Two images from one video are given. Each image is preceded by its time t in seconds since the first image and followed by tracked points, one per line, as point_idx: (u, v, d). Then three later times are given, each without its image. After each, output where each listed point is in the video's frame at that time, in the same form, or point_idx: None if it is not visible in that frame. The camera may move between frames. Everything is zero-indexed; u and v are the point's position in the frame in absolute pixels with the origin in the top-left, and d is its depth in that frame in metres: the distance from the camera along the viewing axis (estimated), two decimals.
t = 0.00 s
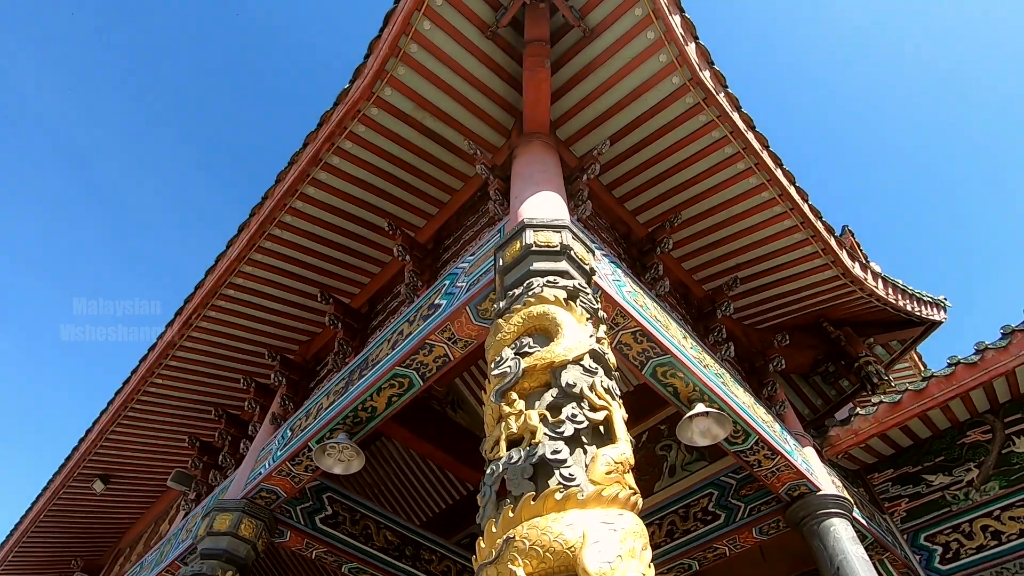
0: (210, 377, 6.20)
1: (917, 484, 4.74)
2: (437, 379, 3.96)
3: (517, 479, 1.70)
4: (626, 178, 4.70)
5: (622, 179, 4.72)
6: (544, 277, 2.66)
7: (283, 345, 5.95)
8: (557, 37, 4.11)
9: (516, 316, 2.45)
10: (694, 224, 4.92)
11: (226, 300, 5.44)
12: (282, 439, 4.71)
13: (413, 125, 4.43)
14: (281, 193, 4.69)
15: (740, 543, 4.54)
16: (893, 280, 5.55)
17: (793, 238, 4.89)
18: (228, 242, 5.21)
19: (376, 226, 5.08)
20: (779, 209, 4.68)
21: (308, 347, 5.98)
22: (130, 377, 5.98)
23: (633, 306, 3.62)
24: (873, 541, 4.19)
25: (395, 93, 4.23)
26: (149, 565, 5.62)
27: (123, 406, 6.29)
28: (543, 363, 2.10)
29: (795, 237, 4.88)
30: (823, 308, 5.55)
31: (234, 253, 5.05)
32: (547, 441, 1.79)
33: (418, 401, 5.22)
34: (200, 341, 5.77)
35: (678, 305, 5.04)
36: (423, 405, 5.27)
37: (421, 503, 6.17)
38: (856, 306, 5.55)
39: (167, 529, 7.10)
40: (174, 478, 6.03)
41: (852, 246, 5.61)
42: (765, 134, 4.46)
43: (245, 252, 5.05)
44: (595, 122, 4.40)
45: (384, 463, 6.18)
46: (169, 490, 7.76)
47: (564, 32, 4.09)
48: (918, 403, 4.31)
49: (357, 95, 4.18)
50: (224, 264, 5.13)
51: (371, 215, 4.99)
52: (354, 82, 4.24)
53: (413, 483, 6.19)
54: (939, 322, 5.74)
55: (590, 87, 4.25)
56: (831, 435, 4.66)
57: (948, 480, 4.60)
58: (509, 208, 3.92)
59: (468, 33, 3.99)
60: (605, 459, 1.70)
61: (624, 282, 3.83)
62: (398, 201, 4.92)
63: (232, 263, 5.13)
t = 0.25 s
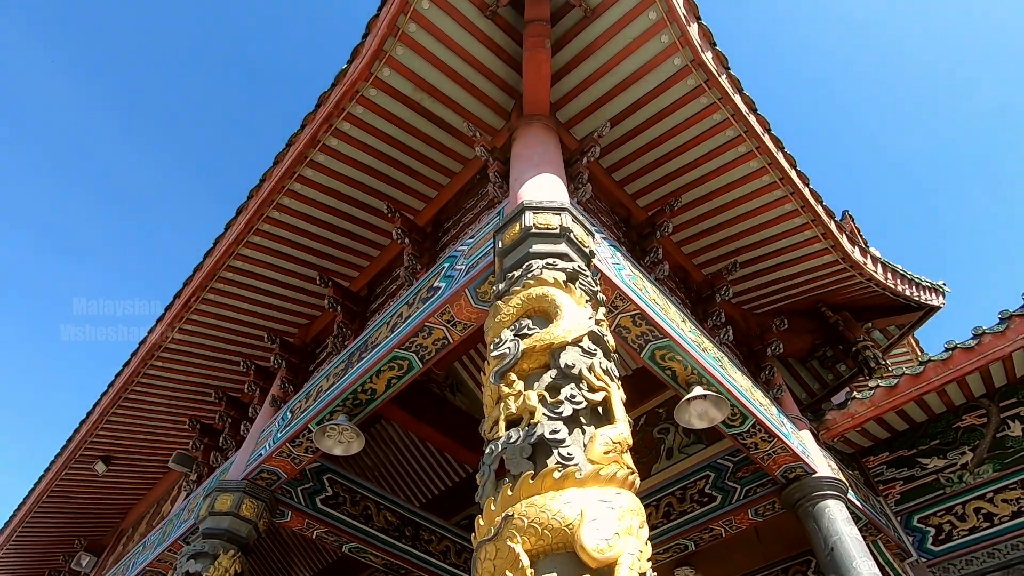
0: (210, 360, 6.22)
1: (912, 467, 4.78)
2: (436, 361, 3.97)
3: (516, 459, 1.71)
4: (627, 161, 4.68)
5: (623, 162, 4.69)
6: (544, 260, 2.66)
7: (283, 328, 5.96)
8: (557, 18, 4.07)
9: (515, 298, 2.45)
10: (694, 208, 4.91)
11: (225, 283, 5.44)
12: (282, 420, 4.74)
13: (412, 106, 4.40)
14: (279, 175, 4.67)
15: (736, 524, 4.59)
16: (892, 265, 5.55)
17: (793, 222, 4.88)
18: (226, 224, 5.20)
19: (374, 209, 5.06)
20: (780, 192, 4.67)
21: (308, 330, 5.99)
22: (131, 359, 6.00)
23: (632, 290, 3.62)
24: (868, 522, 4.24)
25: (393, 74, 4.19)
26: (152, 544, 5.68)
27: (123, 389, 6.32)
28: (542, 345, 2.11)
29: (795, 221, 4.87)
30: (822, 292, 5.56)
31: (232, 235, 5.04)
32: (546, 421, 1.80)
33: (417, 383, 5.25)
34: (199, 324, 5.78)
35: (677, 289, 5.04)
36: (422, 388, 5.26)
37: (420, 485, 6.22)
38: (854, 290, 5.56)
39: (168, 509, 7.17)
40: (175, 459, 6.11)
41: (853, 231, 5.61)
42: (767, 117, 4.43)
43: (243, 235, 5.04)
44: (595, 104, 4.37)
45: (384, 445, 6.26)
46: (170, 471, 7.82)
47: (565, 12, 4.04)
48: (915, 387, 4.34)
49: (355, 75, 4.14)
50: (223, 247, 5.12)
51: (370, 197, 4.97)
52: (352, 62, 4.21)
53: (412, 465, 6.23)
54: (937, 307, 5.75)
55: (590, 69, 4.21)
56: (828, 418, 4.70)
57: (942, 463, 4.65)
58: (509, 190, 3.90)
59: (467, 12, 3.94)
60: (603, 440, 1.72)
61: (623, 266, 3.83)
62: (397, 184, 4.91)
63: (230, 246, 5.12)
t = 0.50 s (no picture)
0: (209, 343, 6.23)
1: (907, 451, 4.83)
2: (435, 344, 3.98)
3: (514, 438, 1.73)
4: (627, 144, 4.66)
5: (623, 146, 4.67)
6: (543, 242, 2.65)
7: (282, 311, 5.96)
8: None
9: (514, 280, 2.45)
10: (694, 192, 4.90)
11: (223, 266, 5.43)
12: (282, 403, 4.77)
13: (410, 87, 4.36)
14: (276, 157, 4.64)
15: (731, 506, 4.64)
16: (891, 250, 5.55)
17: (793, 206, 4.87)
18: (224, 207, 5.18)
19: (373, 192, 5.04)
20: (780, 176, 4.65)
21: (307, 313, 6.00)
22: (130, 342, 6.01)
23: (631, 273, 3.62)
24: (862, 504, 4.28)
25: (392, 54, 4.14)
26: (154, 524, 5.74)
27: (123, 371, 6.33)
28: (541, 327, 2.11)
29: (795, 206, 4.86)
30: (821, 277, 5.57)
31: (230, 218, 5.03)
32: (544, 402, 1.81)
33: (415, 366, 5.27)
34: (198, 307, 5.78)
35: (676, 273, 5.04)
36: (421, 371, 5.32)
37: (420, 467, 6.27)
38: (853, 275, 5.56)
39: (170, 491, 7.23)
40: (176, 441, 6.15)
41: (852, 215, 5.59)
42: (769, 100, 4.40)
43: (241, 217, 5.03)
44: (596, 86, 4.33)
45: (384, 429, 6.33)
46: (171, 453, 7.87)
47: None
48: (912, 371, 4.35)
49: (353, 55, 4.10)
50: (221, 230, 5.10)
51: (369, 180, 4.95)
52: (349, 42, 4.16)
53: (411, 448, 6.28)
54: (936, 292, 5.75)
55: (591, 50, 4.16)
56: (825, 402, 4.72)
57: (937, 446, 4.69)
58: (508, 173, 3.88)
59: None
60: (601, 420, 1.73)
61: (623, 250, 3.83)
62: (395, 167, 4.88)
63: (228, 229, 5.10)
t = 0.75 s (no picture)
0: (208, 327, 6.23)
1: (902, 435, 4.86)
2: (434, 328, 3.99)
3: (512, 419, 1.74)
4: (626, 128, 4.63)
5: (622, 129, 4.64)
6: (542, 225, 2.65)
7: (280, 295, 5.96)
8: None
9: (513, 263, 2.45)
10: (694, 176, 4.88)
11: (221, 250, 5.42)
12: (281, 386, 4.79)
13: (408, 69, 4.31)
14: (273, 139, 4.61)
15: (727, 489, 4.69)
16: (890, 235, 5.54)
17: (792, 191, 4.86)
18: (221, 191, 5.16)
19: (371, 176, 5.02)
20: (780, 161, 4.64)
21: (306, 297, 5.99)
22: (129, 325, 6.01)
23: (630, 257, 3.62)
24: (856, 487, 4.32)
25: (389, 35, 4.09)
26: (155, 506, 5.79)
27: (122, 355, 6.35)
28: (539, 309, 2.12)
29: (795, 190, 4.84)
30: (820, 262, 5.58)
31: (227, 201, 5.01)
32: (542, 383, 1.82)
33: (414, 349, 5.29)
34: (196, 291, 5.78)
35: (675, 258, 5.03)
36: (421, 355, 5.35)
37: (419, 450, 6.31)
38: (852, 260, 5.56)
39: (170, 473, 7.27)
40: (176, 424, 6.19)
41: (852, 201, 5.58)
42: (770, 83, 4.37)
43: (238, 201, 5.01)
44: (595, 68, 4.29)
45: (383, 412, 6.37)
46: (171, 436, 7.91)
47: None
48: (908, 356, 4.36)
49: (349, 36, 4.05)
50: (218, 213, 5.09)
51: (367, 164, 4.93)
52: (346, 23, 4.11)
53: (411, 431, 6.31)
54: (934, 278, 5.75)
55: (591, 32, 4.12)
56: (821, 387, 4.75)
57: (932, 430, 4.72)
58: (507, 156, 3.86)
59: None
60: (599, 401, 1.74)
61: (622, 233, 3.82)
62: (393, 150, 4.85)
63: (226, 213, 5.09)
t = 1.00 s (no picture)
0: (206, 311, 6.23)
1: (898, 419, 4.90)
2: (433, 312, 3.99)
3: (511, 400, 1.74)
4: (627, 111, 4.60)
5: (623, 112, 4.61)
6: (541, 208, 2.64)
7: (279, 280, 5.95)
8: None
9: (511, 245, 2.44)
10: (694, 160, 4.86)
11: (218, 234, 5.40)
12: (280, 369, 4.80)
13: (406, 50, 4.27)
14: (270, 121, 4.57)
15: (724, 472, 4.72)
16: (890, 220, 5.53)
17: (793, 175, 4.84)
18: (218, 173, 5.13)
19: (369, 159, 4.99)
20: (781, 144, 4.61)
21: (304, 281, 5.99)
22: (127, 309, 6.01)
23: (629, 241, 3.61)
24: (852, 470, 4.36)
25: (387, 15, 4.04)
26: (156, 488, 5.82)
27: (121, 338, 6.35)
28: (538, 292, 2.12)
29: (796, 174, 4.83)
30: (819, 247, 5.57)
31: (224, 184, 4.98)
32: (541, 364, 1.82)
33: (413, 333, 5.30)
34: (194, 275, 5.77)
35: (675, 242, 5.01)
36: (420, 340, 5.36)
37: (418, 434, 6.35)
38: (851, 245, 5.56)
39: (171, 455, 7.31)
40: (176, 408, 6.21)
41: (852, 185, 5.56)
42: (772, 65, 4.34)
43: (235, 184, 4.98)
44: (595, 50, 4.25)
45: (382, 397, 6.41)
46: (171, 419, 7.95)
47: None
48: (906, 341, 4.38)
49: (346, 16, 4.00)
50: (215, 196, 5.06)
51: (365, 147, 4.89)
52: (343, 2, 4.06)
53: (410, 415, 6.36)
54: (933, 263, 5.75)
55: (591, 13, 4.07)
56: (818, 371, 4.77)
57: (928, 415, 4.75)
58: (506, 138, 3.83)
59: None
60: (597, 382, 1.74)
61: (621, 217, 3.81)
62: (391, 133, 4.82)
63: (223, 196, 5.06)
